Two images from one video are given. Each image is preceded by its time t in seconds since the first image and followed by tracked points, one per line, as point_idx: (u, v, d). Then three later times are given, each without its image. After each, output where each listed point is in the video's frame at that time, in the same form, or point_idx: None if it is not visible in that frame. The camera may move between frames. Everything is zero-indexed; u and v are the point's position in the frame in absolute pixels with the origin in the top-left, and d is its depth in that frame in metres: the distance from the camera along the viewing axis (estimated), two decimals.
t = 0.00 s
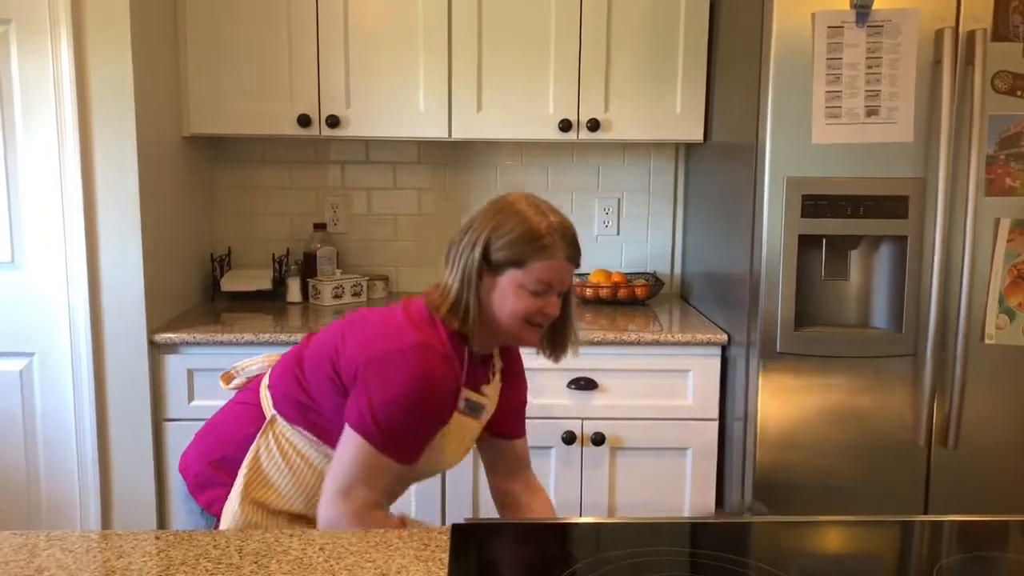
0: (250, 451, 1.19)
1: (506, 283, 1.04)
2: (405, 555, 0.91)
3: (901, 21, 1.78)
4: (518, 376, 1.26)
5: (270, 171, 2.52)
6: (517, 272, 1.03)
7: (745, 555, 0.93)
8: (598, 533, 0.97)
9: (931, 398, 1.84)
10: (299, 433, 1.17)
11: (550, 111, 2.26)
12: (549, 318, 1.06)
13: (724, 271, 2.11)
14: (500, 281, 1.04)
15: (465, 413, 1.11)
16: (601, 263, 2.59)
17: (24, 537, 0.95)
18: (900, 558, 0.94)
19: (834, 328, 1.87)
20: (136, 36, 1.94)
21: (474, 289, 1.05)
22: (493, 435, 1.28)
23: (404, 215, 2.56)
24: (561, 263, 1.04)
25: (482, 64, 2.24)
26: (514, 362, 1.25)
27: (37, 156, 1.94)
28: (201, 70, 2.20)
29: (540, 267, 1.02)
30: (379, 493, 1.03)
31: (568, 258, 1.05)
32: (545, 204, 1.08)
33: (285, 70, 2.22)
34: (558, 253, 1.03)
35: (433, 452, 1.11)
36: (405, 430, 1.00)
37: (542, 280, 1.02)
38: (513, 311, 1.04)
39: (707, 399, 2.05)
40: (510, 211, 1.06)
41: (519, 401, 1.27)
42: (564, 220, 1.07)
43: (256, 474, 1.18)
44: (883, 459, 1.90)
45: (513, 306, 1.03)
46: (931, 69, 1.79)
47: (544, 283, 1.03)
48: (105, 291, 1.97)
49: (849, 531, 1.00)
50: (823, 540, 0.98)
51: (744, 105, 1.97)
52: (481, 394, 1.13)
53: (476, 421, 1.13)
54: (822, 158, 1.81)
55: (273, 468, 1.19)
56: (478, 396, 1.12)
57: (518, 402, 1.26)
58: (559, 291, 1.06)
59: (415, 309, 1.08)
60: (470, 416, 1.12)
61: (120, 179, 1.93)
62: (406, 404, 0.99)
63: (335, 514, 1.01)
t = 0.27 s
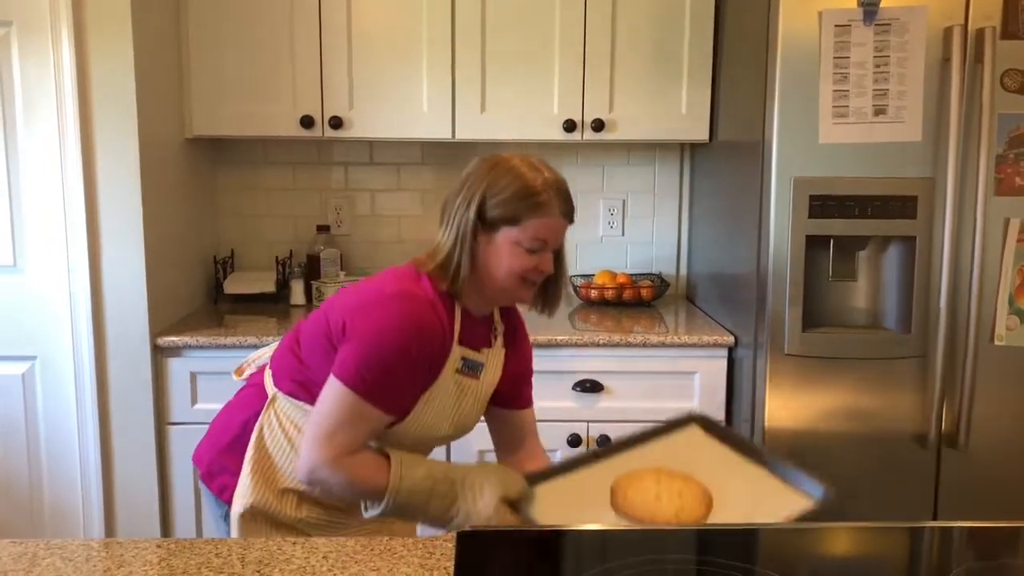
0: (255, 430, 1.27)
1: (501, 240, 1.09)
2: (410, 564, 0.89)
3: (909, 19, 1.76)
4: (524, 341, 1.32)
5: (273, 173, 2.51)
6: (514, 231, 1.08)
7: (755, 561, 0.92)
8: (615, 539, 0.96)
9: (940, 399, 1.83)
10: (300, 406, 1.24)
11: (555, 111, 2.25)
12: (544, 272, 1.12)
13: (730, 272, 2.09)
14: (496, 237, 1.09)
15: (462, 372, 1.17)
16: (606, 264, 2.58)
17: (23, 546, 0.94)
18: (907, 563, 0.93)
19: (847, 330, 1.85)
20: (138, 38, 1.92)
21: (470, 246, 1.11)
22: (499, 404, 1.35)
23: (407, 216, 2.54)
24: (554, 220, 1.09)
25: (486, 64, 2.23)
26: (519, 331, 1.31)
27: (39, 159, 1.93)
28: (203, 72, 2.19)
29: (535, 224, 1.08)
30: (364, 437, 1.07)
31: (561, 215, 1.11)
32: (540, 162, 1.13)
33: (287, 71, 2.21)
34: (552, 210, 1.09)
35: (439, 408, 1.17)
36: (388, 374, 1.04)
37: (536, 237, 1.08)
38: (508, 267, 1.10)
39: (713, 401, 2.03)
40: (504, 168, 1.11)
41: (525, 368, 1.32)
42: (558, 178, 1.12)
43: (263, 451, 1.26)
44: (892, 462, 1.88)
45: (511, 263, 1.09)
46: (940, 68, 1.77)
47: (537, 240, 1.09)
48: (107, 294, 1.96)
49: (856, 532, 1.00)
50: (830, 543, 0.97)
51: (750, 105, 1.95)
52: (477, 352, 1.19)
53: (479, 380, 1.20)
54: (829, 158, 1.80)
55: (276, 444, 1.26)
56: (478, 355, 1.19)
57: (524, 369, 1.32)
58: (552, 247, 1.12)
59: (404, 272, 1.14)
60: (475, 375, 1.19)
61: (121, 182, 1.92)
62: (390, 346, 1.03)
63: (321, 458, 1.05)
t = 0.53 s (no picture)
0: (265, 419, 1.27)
1: (491, 191, 1.07)
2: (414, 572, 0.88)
3: (917, 17, 1.74)
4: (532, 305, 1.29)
5: (276, 174, 2.50)
6: (503, 180, 1.06)
7: (762, 566, 0.91)
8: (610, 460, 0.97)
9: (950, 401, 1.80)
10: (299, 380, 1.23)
11: (558, 111, 2.23)
12: (536, 225, 1.10)
13: (737, 273, 2.07)
14: (486, 189, 1.07)
15: (460, 329, 1.15)
16: (611, 265, 2.56)
17: (22, 554, 0.92)
18: (918, 569, 0.92)
19: (860, 332, 1.83)
20: (139, 39, 1.91)
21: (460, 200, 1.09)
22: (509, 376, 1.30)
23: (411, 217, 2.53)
24: (545, 167, 1.07)
25: (489, 64, 2.21)
26: (526, 294, 1.28)
27: (40, 161, 1.92)
28: (205, 73, 2.18)
29: (525, 172, 1.05)
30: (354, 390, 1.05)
31: (552, 163, 1.08)
32: (528, 110, 1.11)
33: (289, 72, 2.20)
34: (542, 157, 1.06)
35: (436, 367, 1.15)
36: (376, 327, 1.03)
37: (527, 185, 1.06)
38: (500, 218, 1.07)
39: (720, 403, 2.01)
40: (490, 117, 1.08)
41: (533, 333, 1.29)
42: (549, 126, 1.09)
43: (273, 435, 1.25)
44: (901, 464, 1.85)
45: (501, 214, 1.07)
46: (949, 66, 1.75)
47: (529, 188, 1.06)
48: (108, 297, 1.94)
49: (864, 535, 0.98)
50: (838, 546, 0.96)
51: (756, 104, 1.93)
52: (475, 309, 1.17)
53: (477, 338, 1.17)
54: (837, 157, 1.78)
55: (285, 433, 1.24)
56: (474, 312, 1.16)
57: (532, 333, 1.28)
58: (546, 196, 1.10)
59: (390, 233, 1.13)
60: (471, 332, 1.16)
61: (122, 183, 1.91)
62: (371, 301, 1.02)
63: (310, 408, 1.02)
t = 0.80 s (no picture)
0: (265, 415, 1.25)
1: (464, 151, 1.03)
2: None
3: (919, 11, 1.72)
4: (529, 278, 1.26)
5: (272, 173, 2.47)
6: (476, 138, 1.02)
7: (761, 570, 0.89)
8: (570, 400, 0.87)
9: (953, 401, 1.78)
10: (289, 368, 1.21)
11: (557, 108, 2.21)
12: (519, 185, 1.04)
13: (737, 271, 2.05)
14: (460, 149, 1.04)
15: (443, 301, 1.12)
16: (610, 264, 2.54)
17: (6, 562, 0.90)
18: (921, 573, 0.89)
19: (859, 331, 1.81)
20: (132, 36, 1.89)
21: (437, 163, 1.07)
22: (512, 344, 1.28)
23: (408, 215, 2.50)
24: (518, 123, 1.02)
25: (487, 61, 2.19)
26: (523, 267, 1.26)
27: (32, 160, 1.90)
28: (199, 70, 2.16)
29: (495, 128, 1.02)
30: (317, 351, 0.95)
31: (528, 119, 1.04)
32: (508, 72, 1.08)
33: (284, 69, 2.18)
34: (514, 112, 1.02)
35: (423, 340, 1.12)
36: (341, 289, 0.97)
37: (499, 142, 1.02)
38: (473, 179, 1.03)
39: (721, 403, 1.99)
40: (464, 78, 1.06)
41: (531, 307, 1.26)
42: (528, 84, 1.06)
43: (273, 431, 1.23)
44: (904, 464, 1.83)
45: (476, 174, 1.03)
46: (951, 61, 1.72)
47: (502, 145, 1.02)
48: (102, 297, 1.92)
49: (866, 535, 0.97)
50: (839, 547, 0.94)
51: (756, 101, 1.91)
52: (461, 281, 1.14)
53: (464, 311, 1.14)
54: (838, 153, 1.75)
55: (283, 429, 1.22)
56: (460, 284, 1.13)
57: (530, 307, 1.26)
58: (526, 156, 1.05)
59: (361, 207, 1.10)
60: (456, 305, 1.13)
61: (115, 182, 1.89)
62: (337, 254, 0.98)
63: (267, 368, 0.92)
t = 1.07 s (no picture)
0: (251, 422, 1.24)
1: (428, 121, 1.03)
2: None
3: (917, 3, 1.71)
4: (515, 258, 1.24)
5: (266, 167, 2.46)
6: (436, 109, 1.02)
7: (757, 567, 0.88)
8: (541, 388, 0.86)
9: (951, 395, 1.77)
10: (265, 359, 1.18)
11: (553, 101, 2.19)
12: (481, 158, 1.02)
13: (734, 264, 2.04)
14: (424, 121, 1.04)
15: (418, 281, 1.09)
16: (607, 258, 2.53)
17: None
18: (917, 569, 0.89)
19: (852, 325, 1.80)
20: (123, 29, 1.87)
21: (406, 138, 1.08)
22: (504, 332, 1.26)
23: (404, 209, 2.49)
24: (481, 91, 1.01)
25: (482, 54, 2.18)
26: (511, 252, 1.23)
27: (23, 154, 1.89)
28: (192, 63, 2.14)
29: (456, 96, 1.01)
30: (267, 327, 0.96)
31: (492, 89, 1.02)
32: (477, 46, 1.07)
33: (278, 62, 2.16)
34: (476, 79, 1.01)
35: (402, 322, 1.10)
36: (299, 267, 0.97)
37: (460, 110, 1.00)
38: (436, 149, 1.02)
39: (718, 397, 1.98)
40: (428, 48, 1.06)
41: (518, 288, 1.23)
42: (495, 55, 1.05)
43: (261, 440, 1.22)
44: (902, 458, 1.83)
45: (436, 146, 1.02)
46: (949, 53, 1.71)
47: (464, 114, 1.01)
48: (95, 292, 1.91)
49: (863, 532, 0.96)
50: (837, 543, 0.93)
51: (753, 94, 1.90)
52: (437, 262, 1.12)
53: (442, 292, 1.12)
54: (836, 146, 1.74)
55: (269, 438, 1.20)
56: (437, 266, 1.11)
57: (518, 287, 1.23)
58: (492, 127, 1.03)
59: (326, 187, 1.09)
60: (433, 286, 1.11)
61: (108, 177, 1.88)
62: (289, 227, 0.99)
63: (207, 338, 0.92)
